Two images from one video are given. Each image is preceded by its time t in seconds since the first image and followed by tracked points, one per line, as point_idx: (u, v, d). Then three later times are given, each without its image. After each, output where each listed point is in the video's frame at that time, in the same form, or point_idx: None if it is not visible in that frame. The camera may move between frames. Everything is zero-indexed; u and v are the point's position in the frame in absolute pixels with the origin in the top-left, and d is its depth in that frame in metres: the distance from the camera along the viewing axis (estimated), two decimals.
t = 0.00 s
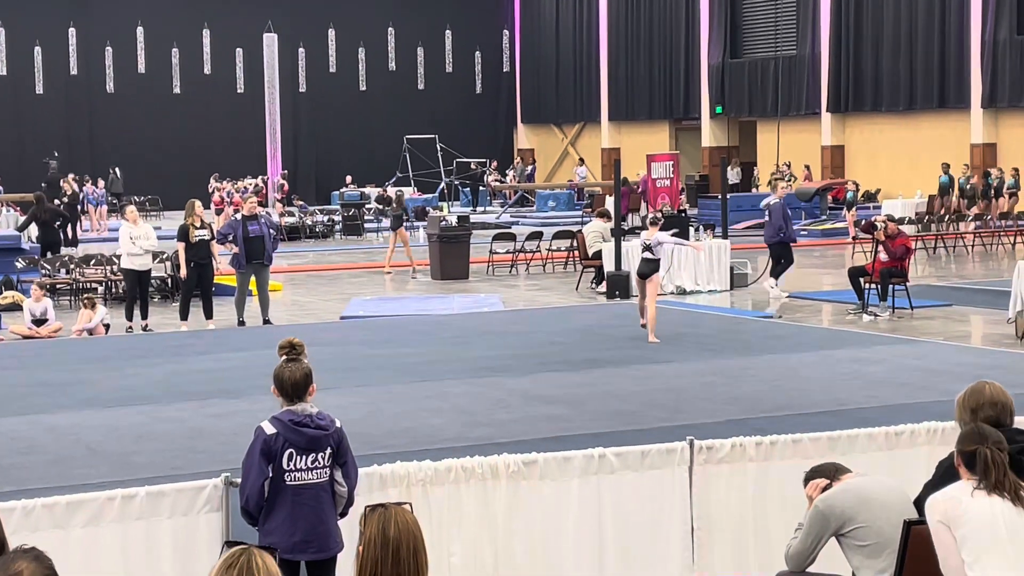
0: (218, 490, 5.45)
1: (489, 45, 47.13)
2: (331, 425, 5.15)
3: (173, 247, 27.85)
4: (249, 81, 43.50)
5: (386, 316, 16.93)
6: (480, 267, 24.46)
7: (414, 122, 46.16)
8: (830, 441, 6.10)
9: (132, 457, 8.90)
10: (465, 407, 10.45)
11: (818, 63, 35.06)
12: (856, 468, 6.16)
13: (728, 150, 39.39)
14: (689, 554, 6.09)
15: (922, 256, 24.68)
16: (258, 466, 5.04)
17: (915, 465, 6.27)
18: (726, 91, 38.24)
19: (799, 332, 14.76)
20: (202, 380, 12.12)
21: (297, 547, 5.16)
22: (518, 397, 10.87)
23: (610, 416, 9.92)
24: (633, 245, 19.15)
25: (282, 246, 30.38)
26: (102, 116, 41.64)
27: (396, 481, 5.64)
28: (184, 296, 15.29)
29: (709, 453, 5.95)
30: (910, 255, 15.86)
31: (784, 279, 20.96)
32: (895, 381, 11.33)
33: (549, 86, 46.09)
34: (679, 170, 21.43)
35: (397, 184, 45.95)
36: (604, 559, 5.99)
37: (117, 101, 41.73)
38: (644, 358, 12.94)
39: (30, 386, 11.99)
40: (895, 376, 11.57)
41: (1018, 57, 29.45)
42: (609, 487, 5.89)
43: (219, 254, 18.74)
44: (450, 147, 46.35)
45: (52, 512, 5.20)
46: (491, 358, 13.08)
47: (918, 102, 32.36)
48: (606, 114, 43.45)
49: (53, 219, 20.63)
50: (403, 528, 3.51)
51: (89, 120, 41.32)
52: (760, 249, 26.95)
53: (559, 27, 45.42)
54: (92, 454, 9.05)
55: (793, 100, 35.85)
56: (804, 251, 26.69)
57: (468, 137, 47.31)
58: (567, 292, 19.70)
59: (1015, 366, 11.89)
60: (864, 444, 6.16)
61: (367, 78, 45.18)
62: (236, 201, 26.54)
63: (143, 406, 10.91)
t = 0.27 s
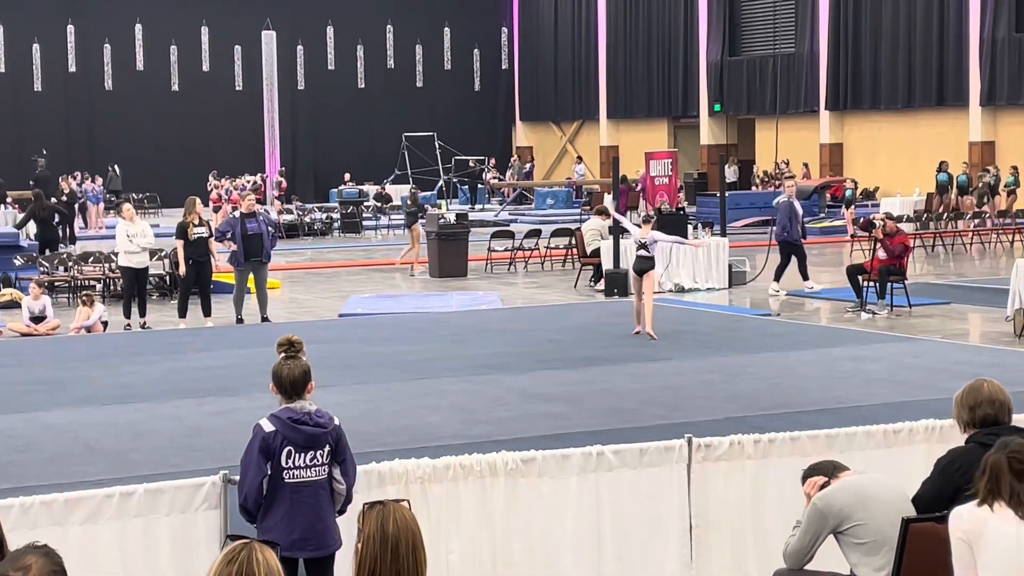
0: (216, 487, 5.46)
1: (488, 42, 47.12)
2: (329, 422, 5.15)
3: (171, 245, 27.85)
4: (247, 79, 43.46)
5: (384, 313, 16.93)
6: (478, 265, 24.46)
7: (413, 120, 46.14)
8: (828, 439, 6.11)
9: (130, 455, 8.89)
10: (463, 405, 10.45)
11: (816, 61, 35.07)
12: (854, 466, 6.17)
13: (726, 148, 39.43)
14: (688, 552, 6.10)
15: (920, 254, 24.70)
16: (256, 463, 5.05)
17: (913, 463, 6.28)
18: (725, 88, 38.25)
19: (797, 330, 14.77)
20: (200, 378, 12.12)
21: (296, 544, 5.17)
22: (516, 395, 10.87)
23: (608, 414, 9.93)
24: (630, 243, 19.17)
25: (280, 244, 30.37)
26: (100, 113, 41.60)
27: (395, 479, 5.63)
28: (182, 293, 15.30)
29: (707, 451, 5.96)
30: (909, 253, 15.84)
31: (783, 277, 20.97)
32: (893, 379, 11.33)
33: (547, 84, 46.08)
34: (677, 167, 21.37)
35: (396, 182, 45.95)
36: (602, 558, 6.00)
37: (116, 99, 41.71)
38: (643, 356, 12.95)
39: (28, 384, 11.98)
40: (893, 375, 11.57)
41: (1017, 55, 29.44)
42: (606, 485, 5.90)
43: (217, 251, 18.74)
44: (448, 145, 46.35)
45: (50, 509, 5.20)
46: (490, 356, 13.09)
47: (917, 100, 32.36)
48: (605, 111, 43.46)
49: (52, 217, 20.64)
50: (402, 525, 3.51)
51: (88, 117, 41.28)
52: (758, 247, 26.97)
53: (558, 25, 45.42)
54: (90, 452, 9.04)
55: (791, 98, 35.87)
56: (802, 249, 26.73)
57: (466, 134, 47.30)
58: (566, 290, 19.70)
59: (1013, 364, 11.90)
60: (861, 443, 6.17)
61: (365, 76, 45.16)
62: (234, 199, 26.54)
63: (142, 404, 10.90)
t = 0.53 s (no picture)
0: (215, 484, 5.47)
1: (486, 39, 47.09)
2: (328, 419, 5.15)
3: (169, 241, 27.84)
4: (246, 75, 43.42)
5: (383, 310, 16.93)
6: (477, 262, 24.46)
7: (412, 117, 46.12)
8: (827, 435, 6.10)
9: (130, 451, 8.89)
10: (463, 401, 10.45)
11: (815, 58, 35.08)
12: (853, 463, 6.16)
13: (726, 145, 39.43)
14: (687, 549, 6.10)
15: (919, 251, 24.69)
16: (255, 460, 5.05)
17: (911, 460, 6.27)
18: (724, 85, 38.23)
19: (796, 327, 14.77)
20: (199, 375, 12.11)
21: (294, 541, 5.17)
22: (516, 392, 10.87)
23: (607, 411, 9.92)
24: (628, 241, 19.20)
25: (279, 241, 30.35)
26: (99, 110, 41.57)
27: (393, 476, 5.63)
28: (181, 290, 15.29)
29: (706, 448, 5.96)
30: (908, 251, 15.84)
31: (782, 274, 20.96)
32: (892, 375, 11.34)
33: (546, 81, 46.06)
34: (676, 164, 21.26)
35: (395, 179, 45.93)
36: (601, 554, 6.00)
37: (115, 96, 41.68)
38: (642, 353, 12.95)
39: (27, 380, 11.97)
40: (893, 372, 11.58)
41: (1016, 52, 29.43)
42: (605, 482, 5.90)
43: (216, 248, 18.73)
44: (447, 142, 46.35)
45: (48, 505, 5.20)
46: (489, 353, 13.08)
47: (916, 97, 32.36)
48: (604, 108, 43.45)
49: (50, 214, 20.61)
50: (402, 521, 3.51)
51: (87, 114, 41.25)
52: (757, 244, 26.99)
53: (557, 23, 45.40)
54: (89, 448, 9.03)
55: (790, 95, 35.88)
56: (801, 246, 26.78)
57: (465, 131, 47.28)
58: (564, 287, 19.71)
59: (1012, 361, 11.90)
60: (860, 439, 6.16)
61: (364, 73, 45.14)
62: (233, 196, 26.52)
63: (141, 400, 10.89)
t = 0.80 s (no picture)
0: (215, 480, 5.47)
1: (486, 36, 47.05)
2: (327, 415, 5.15)
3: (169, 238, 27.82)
4: (245, 71, 43.38)
5: (382, 306, 16.92)
6: (476, 258, 24.46)
7: (411, 112, 46.10)
8: (827, 431, 6.10)
9: (130, 447, 8.89)
10: (462, 398, 10.45)
11: (815, 55, 35.07)
12: (852, 459, 6.17)
13: (725, 141, 39.44)
14: (687, 545, 6.09)
15: (919, 247, 24.69)
16: (254, 456, 5.05)
17: (911, 456, 6.27)
18: (723, 82, 38.22)
19: (796, 323, 14.77)
20: (198, 371, 12.11)
21: (293, 537, 5.17)
22: (515, 388, 10.87)
23: (607, 407, 9.92)
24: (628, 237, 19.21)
25: (279, 238, 30.34)
26: (99, 106, 41.56)
27: (393, 472, 5.63)
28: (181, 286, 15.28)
29: (706, 444, 5.96)
30: (907, 247, 15.83)
31: (781, 271, 20.96)
32: (892, 371, 11.34)
33: (545, 77, 46.04)
34: (676, 161, 21.21)
35: (394, 175, 45.92)
36: (601, 550, 6.00)
37: (114, 92, 41.65)
38: (641, 349, 12.95)
39: (27, 377, 11.97)
40: (893, 368, 11.58)
41: (1016, 48, 29.39)
42: (605, 478, 5.90)
43: (215, 244, 18.71)
44: (446, 138, 46.35)
45: (48, 501, 5.19)
46: (489, 349, 13.08)
47: (915, 93, 32.34)
48: (603, 104, 43.42)
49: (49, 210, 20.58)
50: (401, 516, 3.51)
51: (86, 110, 41.24)
52: (756, 241, 27.01)
53: (557, 19, 45.36)
54: (89, 445, 9.03)
55: (790, 92, 35.87)
56: (801, 242, 26.80)
57: (464, 127, 47.26)
58: (564, 284, 19.70)
59: (1012, 357, 11.90)
60: (860, 435, 6.15)
61: (364, 69, 45.13)
62: (233, 192, 26.52)
63: (140, 397, 10.89)
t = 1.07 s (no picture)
0: (214, 475, 5.46)
1: (485, 31, 46.99)
2: (327, 410, 5.15)
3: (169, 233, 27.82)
4: (245, 67, 43.32)
5: (382, 301, 16.92)
6: (476, 253, 24.45)
7: (411, 108, 46.07)
8: (827, 426, 6.09)
9: (129, 442, 8.90)
10: (462, 393, 10.45)
11: (815, 50, 35.04)
12: (852, 455, 6.17)
13: (725, 136, 39.43)
14: (686, 539, 6.09)
15: (918, 243, 24.68)
16: (254, 451, 5.05)
17: (912, 451, 6.27)
18: (723, 77, 38.18)
19: (796, 319, 14.77)
20: (198, 366, 12.11)
21: (293, 532, 5.18)
22: (515, 383, 10.87)
23: (606, 402, 9.92)
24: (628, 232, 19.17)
25: (279, 232, 30.34)
26: (98, 101, 41.54)
27: (393, 467, 5.63)
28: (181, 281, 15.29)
29: (706, 439, 5.96)
30: (907, 243, 15.80)
31: (781, 266, 20.96)
32: (892, 367, 11.34)
33: (545, 72, 46.00)
34: (676, 156, 21.13)
35: (394, 170, 45.92)
36: (600, 545, 6.00)
37: (114, 87, 41.65)
38: (640, 344, 12.94)
39: (27, 372, 11.97)
40: (892, 363, 11.58)
41: (1016, 43, 29.35)
42: (605, 474, 5.90)
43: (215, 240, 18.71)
44: (446, 133, 46.33)
45: (48, 497, 5.20)
46: (489, 344, 13.08)
47: (916, 89, 32.31)
48: (603, 100, 43.39)
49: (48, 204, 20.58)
50: (400, 510, 3.51)
51: (86, 106, 41.22)
52: (756, 236, 27.02)
53: (556, 14, 45.31)
54: (88, 439, 9.03)
55: (790, 87, 35.84)
56: (801, 237, 26.83)
57: (464, 122, 47.22)
58: (564, 279, 19.70)
59: (1011, 352, 11.90)
60: (860, 430, 6.15)
61: (363, 64, 45.09)
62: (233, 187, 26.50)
63: (140, 392, 10.89)
